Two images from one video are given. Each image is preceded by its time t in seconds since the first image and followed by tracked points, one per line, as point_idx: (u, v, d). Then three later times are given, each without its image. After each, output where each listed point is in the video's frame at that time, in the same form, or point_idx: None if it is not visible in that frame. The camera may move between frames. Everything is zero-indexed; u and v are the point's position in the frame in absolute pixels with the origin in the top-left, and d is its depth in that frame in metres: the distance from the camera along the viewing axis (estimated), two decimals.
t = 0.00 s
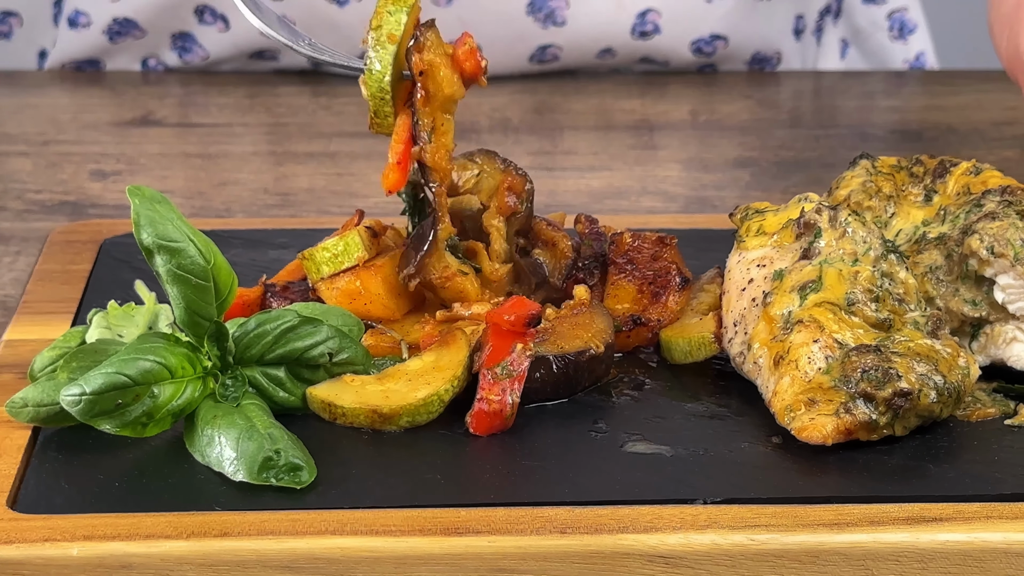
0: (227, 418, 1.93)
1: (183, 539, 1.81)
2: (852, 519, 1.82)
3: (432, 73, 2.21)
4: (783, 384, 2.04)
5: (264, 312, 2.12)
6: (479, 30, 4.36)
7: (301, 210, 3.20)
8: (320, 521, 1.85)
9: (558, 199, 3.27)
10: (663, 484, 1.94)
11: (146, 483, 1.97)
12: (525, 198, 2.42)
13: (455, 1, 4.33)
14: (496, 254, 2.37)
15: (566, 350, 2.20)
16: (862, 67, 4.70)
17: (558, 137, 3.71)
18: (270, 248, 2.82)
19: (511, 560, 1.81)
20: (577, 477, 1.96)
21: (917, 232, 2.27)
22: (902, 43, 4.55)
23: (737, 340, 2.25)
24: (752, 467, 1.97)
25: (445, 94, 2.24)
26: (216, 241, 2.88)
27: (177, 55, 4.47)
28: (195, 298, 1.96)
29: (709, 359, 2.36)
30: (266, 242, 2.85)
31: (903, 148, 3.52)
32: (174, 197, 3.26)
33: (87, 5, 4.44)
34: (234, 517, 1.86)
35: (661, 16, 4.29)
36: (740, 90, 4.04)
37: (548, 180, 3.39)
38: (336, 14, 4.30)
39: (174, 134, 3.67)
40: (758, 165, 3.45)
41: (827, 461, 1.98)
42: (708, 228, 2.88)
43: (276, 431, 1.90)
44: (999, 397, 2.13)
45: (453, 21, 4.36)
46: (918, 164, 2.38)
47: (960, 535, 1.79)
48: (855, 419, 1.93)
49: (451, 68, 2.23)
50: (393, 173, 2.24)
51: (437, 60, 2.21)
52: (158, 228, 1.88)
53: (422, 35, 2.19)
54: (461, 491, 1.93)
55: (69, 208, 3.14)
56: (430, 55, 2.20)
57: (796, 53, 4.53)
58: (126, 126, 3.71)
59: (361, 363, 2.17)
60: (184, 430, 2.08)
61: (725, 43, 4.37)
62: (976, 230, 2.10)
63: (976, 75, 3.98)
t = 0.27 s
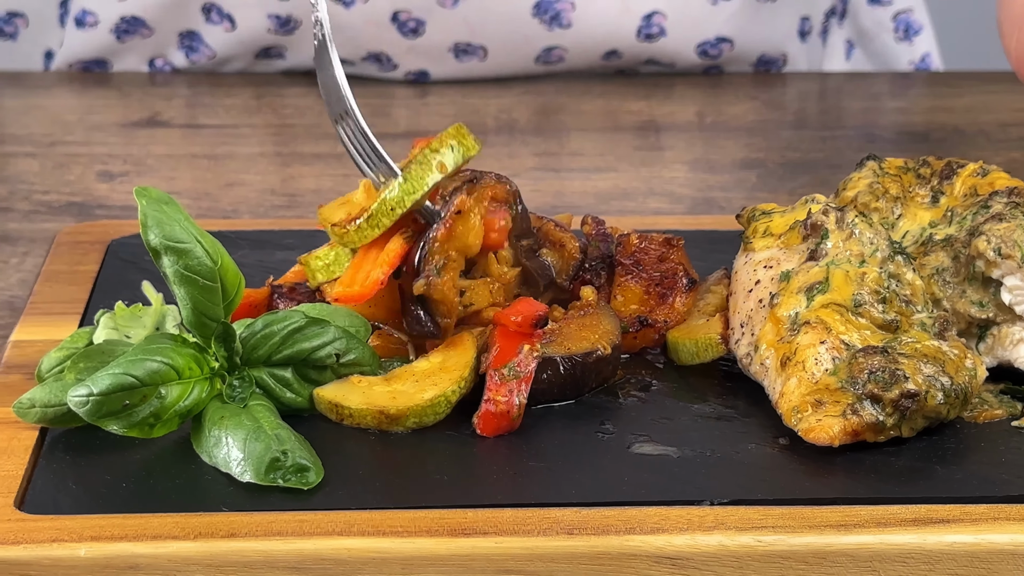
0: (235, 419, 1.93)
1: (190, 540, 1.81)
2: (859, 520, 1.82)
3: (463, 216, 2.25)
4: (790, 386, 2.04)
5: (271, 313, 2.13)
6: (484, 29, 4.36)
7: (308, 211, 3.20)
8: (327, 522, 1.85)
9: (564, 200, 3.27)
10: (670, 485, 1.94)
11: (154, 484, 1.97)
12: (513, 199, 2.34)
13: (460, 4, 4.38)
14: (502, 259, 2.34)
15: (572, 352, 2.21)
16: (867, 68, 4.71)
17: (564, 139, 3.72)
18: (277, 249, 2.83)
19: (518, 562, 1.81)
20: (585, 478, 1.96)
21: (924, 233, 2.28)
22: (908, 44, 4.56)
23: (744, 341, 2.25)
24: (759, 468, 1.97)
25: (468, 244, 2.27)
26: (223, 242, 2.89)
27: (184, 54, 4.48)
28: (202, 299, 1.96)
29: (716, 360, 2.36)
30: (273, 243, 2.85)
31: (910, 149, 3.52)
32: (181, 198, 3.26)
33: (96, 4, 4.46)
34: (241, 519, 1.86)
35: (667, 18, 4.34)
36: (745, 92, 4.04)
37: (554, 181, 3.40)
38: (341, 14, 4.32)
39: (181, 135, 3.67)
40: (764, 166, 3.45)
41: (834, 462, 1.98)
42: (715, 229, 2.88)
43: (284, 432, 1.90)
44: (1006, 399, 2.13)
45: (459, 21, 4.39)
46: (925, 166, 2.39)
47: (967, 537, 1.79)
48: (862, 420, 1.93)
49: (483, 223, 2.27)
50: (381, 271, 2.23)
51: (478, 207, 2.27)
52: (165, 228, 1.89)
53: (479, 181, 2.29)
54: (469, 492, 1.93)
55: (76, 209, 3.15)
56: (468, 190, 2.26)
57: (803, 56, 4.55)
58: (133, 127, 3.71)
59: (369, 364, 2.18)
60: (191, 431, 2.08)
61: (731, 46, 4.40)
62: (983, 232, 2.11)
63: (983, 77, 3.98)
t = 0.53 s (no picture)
0: (242, 420, 1.93)
1: (198, 541, 1.81)
2: (866, 521, 1.82)
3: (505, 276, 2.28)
4: (797, 387, 2.04)
5: (278, 313, 2.13)
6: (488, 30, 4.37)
7: (315, 212, 3.21)
8: (334, 522, 1.85)
9: (571, 201, 3.28)
10: (677, 486, 1.94)
11: (161, 485, 1.97)
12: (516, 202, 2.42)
13: (465, 4, 4.38)
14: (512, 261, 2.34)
15: (581, 353, 2.21)
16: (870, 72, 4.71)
17: (571, 139, 3.72)
18: (285, 250, 2.83)
19: (525, 562, 1.81)
20: (592, 479, 1.96)
21: (931, 234, 2.28)
22: (912, 50, 4.53)
23: (751, 342, 2.25)
24: (766, 468, 1.98)
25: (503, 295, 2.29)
26: (230, 243, 2.90)
27: (189, 51, 4.50)
28: (208, 300, 1.96)
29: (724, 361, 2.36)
30: (280, 244, 2.86)
31: (917, 150, 3.52)
32: (188, 199, 3.27)
33: None
34: (249, 519, 1.86)
35: (672, 21, 4.35)
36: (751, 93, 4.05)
37: (561, 182, 3.40)
38: (345, 14, 4.36)
39: (187, 135, 3.68)
40: (770, 167, 3.45)
41: (841, 463, 1.98)
42: (722, 231, 2.89)
43: (291, 433, 1.90)
44: (1013, 400, 2.13)
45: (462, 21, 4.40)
46: (932, 167, 2.39)
47: (974, 538, 1.78)
48: (869, 421, 1.93)
49: (522, 290, 2.30)
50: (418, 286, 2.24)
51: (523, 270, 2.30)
52: (172, 230, 1.87)
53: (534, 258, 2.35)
54: (476, 493, 1.93)
55: (83, 210, 3.16)
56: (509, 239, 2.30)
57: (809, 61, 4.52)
58: (139, 127, 3.72)
59: (375, 366, 2.18)
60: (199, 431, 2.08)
61: (736, 50, 4.40)
62: (990, 233, 2.11)
63: (989, 78, 3.98)
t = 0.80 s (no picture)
0: (249, 421, 1.93)
1: (204, 542, 1.81)
2: (873, 523, 1.82)
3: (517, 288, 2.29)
4: (803, 388, 2.04)
5: (284, 314, 2.13)
6: (491, 33, 4.36)
7: (322, 213, 3.22)
8: (341, 523, 1.85)
9: (577, 202, 3.28)
10: (684, 488, 1.93)
11: (168, 485, 1.97)
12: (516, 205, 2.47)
13: (468, 6, 4.40)
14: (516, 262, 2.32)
15: (596, 356, 2.20)
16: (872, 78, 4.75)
17: (578, 141, 3.73)
18: (291, 251, 2.84)
19: (532, 563, 1.80)
20: (599, 480, 1.96)
21: (937, 236, 2.27)
22: (913, 56, 4.56)
23: (757, 344, 2.25)
24: (773, 470, 1.98)
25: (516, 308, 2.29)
26: (237, 244, 2.90)
27: (193, 50, 4.51)
28: (214, 301, 1.96)
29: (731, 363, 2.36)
30: (287, 245, 2.86)
31: (923, 151, 3.53)
32: (194, 200, 3.28)
33: None
34: (255, 520, 1.85)
35: (675, 26, 4.35)
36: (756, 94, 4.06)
37: (567, 183, 3.41)
38: (349, 14, 4.36)
39: (194, 136, 3.68)
40: (777, 169, 3.46)
41: (847, 465, 1.98)
42: (728, 232, 2.89)
43: (298, 434, 1.90)
44: (1020, 401, 2.13)
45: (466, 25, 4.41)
46: (939, 168, 2.39)
47: (981, 540, 1.78)
48: (875, 423, 1.93)
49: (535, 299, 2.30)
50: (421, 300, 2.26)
51: (535, 280, 2.31)
52: (178, 231, 1.87)
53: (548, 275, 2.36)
54: (483, 494, 1.93)
55: (91, 211, 3.18)
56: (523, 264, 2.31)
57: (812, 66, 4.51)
58: (145, 128, 3.73)
59: (381, 365, 2.17)
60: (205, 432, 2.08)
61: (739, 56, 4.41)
62: (997, 234, 2.11)
63: (995, 80, 3.99)
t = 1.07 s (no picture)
0: (255, 422, 1.93)
1: (211, 542, 1.80)
2: (879, 524, 1.81)
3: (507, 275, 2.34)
4: (810, 389, 2.05)
5: (290, 316, 2.13)
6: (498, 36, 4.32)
7: (328, 214, 3.23)
8: (347, 524, 1.85)
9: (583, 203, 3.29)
10: (691, 489, 1.93)
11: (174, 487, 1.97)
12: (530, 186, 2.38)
13: (475, 7, 4.30)
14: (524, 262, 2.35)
15: (601, 356, 2.20)
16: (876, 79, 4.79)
17: (584, 142, 3.74)
18: (298, 251, 2.85)
19: (538, 564, 1.80)
20: (606, 482, 1.96)
21: (944, 237, 2.28)
22: (920, 58, 4.58)
23: (763, 345, 2.26)
24: (779, 471, 1.98)
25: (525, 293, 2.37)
26: (243, 245, 2.91)
27: (198, 52, 4.49)
28: (221, 302, 1.96)
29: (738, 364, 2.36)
30: (294, 246, 2.87)
31: (930, 152, 3.53)
32: (201, 200, 3.29)
33: None
34: (262, 521, 1.85)
35: (681, 28, 4.31)
36: (761, 97, 4.08)
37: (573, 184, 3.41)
38: (356, 14, 4.29)
39: (199, 137, 3.69)
40: (783, 170, 3.46)
41: (853, 466, 1.98)
42: (733, 233, 2.90)
43: (304, 435, 1.90)
44: None
45: (474, 26, 4.33)
46: (945, 169, 2.39)
47: (987, 540, 1.77)
48: (882, 424, 1.93)
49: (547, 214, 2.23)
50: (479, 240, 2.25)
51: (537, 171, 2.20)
52: (185, 233, 1.88)
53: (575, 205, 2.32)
54: (490, 495, 1.93)
55: (97, 212, 3.19)
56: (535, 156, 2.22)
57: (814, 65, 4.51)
58: (151, 129, 3.75)
59: (387, 365, 2.16)
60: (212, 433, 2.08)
61: (745, 58, 4.37)
62: (1004, 235, 2.12)
63: (1000, 82, 4.01)
